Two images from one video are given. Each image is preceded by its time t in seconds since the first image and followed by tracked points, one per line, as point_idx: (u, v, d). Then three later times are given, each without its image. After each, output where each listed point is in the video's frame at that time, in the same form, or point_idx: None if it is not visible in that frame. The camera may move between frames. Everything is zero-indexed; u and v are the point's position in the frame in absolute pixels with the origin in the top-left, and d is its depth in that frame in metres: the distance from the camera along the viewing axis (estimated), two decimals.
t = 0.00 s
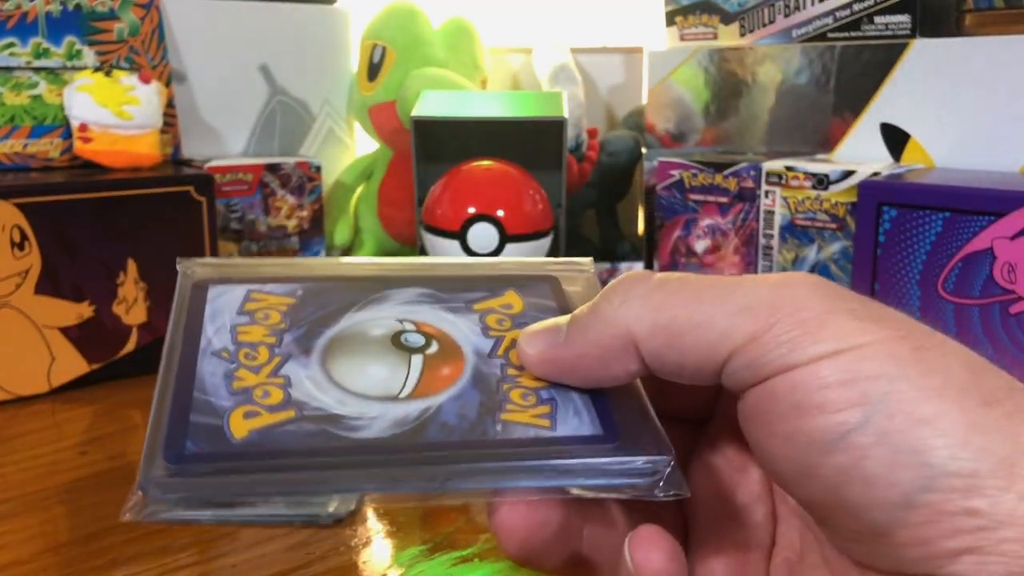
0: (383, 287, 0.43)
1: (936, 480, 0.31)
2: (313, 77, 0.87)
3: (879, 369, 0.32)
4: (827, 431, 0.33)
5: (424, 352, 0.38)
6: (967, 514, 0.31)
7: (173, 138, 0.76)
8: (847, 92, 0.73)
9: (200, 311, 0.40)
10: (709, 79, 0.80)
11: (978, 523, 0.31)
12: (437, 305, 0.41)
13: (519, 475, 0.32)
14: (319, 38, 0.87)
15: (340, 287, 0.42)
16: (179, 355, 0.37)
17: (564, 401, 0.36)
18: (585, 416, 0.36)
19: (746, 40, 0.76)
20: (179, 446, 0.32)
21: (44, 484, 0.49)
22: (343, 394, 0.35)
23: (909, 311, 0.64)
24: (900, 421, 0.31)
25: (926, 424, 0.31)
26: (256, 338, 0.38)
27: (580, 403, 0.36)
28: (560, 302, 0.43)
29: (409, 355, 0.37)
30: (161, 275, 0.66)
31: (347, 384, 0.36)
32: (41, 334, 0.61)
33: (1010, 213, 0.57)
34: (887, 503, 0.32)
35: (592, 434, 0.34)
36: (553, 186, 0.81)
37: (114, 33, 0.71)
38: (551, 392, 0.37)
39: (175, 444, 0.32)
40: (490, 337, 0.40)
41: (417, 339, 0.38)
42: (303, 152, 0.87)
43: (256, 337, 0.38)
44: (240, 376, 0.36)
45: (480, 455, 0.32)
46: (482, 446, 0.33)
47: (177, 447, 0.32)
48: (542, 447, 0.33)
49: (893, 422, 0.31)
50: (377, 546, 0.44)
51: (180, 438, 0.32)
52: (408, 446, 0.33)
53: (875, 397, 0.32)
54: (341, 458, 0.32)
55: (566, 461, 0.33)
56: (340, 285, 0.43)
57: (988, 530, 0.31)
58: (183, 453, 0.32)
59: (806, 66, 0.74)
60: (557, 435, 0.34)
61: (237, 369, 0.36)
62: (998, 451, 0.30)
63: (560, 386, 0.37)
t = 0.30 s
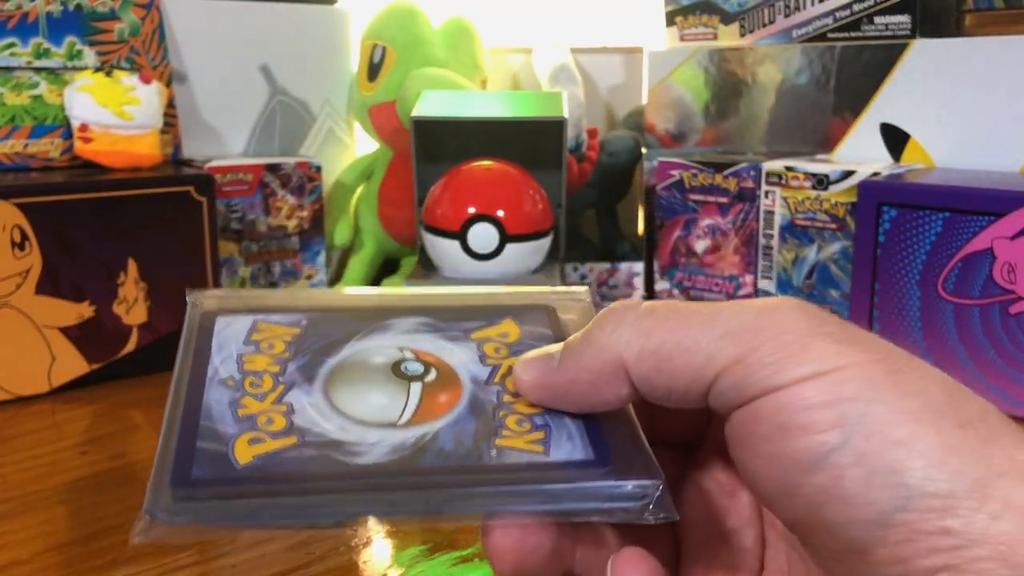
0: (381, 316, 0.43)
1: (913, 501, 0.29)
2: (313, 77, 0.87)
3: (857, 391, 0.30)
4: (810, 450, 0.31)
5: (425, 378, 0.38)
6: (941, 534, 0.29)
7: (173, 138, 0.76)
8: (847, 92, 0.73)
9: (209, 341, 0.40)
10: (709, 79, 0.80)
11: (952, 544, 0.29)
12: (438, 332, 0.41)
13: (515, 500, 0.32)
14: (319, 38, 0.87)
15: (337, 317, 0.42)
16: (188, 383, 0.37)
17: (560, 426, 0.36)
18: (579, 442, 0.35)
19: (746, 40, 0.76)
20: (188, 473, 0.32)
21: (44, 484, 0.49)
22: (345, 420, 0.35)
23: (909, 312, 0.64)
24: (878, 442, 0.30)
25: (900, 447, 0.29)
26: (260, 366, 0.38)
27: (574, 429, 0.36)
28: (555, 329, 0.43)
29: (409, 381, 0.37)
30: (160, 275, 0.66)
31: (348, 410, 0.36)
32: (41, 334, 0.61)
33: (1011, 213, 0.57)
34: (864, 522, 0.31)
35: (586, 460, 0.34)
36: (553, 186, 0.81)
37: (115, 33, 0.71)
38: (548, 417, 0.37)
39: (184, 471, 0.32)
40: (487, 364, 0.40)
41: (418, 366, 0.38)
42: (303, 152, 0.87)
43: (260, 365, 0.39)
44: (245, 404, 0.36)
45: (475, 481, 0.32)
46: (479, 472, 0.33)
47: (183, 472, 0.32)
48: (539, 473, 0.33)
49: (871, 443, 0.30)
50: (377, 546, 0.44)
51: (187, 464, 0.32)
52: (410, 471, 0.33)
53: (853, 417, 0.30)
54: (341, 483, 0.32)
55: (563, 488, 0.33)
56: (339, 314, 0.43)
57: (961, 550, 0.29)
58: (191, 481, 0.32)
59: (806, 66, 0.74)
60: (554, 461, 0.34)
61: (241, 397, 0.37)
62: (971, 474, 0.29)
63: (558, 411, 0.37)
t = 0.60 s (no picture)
0: (395, 366, 0.42)
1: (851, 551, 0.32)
2: (314, 79, 0.88)
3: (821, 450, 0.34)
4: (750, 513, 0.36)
5: (409, 436, 0.37)
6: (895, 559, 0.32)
7: (175, 139, 0.76)
8: (845, 94, 0.73)
9: (215, 370, 0.42)
10: (707, 81, 0.81)
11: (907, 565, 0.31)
12: (452, 383, 0.41)
13: None
14: (320, 39, 0.88)
15: (351, 367, 0.41)
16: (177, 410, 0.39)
17: (485, 501, 0.35)
18: (478, 528, 0.34)
19: (745, 42, 0.77)
20: (135, 505, 0.35)
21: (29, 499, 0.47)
22: (300, 475, 0.35)
23: (907, 313, 0.64)
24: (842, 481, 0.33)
25: (824, 513, 0.33)
26: (244, 409, 0.39)
27: (488, 505, 0.35)
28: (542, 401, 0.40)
29: (393, 436, 0.37)
30: (161, 274, 0.66)
31: (309, 461, 0.36)
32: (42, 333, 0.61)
33: (1008, 214, 0.58)
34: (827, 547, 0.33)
35: (467, 555, 0.33)
36: (552, 186, 0.81)
37: (117, 35, 0.72)
38: (478, 485, 0.36)
39: (131, 503, 0.35)
40: (483, 414, 0.40)
41: (415, 425, 0.38)
42: (304, 153, 0.88)
43: (245, 408, 0.39)
44: (212, 445, 0.37)
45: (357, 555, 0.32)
46: (360, 549, 0.32)
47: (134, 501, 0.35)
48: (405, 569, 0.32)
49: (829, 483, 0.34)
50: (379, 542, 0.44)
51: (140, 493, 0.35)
52: (322, 538, 0.33)
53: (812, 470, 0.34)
54: (239, 562, 0.32)
55: None
56: (354, 360, 0.42)
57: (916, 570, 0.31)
58: (141, 511, 0.34)
59: (804, 67, 0.75)
60: (433, 548, 0.33)
61: (212, 436, 0.38)
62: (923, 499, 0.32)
63: (499, 480, 0.37)
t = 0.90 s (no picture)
0: (365, 336, 0.44)
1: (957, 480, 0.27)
2: (313, 79, 0.88)
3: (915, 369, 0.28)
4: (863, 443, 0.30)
5: (371, 390, 0.39)
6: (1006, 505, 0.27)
7: (175, 138, 0.76)
8: (846, 93, 0.73)
9: (197, 354, 0.44)
10: (707, 80, 0.80)
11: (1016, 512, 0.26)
12: (419, 346, 0.43)
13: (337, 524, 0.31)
14: (320, 39, 0.88)
15: (326, 337, 0.44)
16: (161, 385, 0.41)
17: (438, 437, 0.35)
18: (427, 458, 0.34)
19: (745, 42, 0.77)
20: (99, 466, 0.35)
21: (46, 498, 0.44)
22: (263, 431, 0.36)
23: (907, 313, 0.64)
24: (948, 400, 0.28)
25: (944, 429, 0.27)
26: (221, 380, 0.41)
27: (440, 441, 0.35)
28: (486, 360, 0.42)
29: (355, 392, 0.39)
30: (160, 274, 0.66)
31: (272, 419, 0.37)
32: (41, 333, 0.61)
33: (1008, 214, 0.58)
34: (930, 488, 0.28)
35: (415, 479, 0.33)
36: (552, 186, 0.81)
37: (117, 35, 0.72)
38: (433, 425, 0.36)
39: (92, 463, 0.35)
40: (448, 368, 0.41)
41: (378, 380, 0.39)
42: (304, 153, 0.88)
43: (222, 380, 0.41)
44: (183, 413, 0.39)
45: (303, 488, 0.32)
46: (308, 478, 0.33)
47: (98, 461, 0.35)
48: (349, 495, 0.31)
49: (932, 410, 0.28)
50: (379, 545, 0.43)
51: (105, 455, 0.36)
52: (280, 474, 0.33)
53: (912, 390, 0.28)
54: (189, 495, 0.32)
55: (363, 507, 0.31)
56: (331, 334, 0.45)
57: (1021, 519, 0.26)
58: (102, 468, 0.35)
59: (804, 67, 0.75)
60: (381, 476, 0.33)
61: (187, 407, 0.39)
62: None
63: (455, 418, 0.37)
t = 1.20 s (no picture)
0: (295, 338, 0.46)
1: None
2: (313, 79, 0.88)
3: None
4: None
5: (285, 399, 0.41)
6: None
7: (175, 138, 0.76)
8: (846, 94, 0.73)
9: (140, 328, 0.46)
10: (707, 80, 0.80)
11: None
12: (343, 357, 0.45)
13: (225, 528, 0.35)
14: (320, 39, 0.88)
15: (253, 329, 0.46)
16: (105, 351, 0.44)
17: (331, 456, 0.39)
18: (318, 478, 0.37)
19: (745, 42, 0.77)
20: (31, 439, 0.38)
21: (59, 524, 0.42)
22: (179, 423, 0.39)
23: (907, 313, 0.64)
24: None
25: None
26: (155, 364, 0.43)
27: (331, 463, 0.38)
28: (398, 379, 0.45)
29: (271, 397, 0.41)
30: (160, 274, 0.66)
31: (189, 412, 0.40)
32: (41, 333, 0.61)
33: (1007, 214, 0.58)
34: None
35: (299, 500, 0.36)
36: (552, 186, 0.81)
37: (117, 35, 0.72)
38: (332, 444, 0.39)
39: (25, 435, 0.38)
40: (360, 384, 0.44)
41: (293, 390, 0.42)
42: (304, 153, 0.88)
43: (156, 364, 0.43)
44: (115, 394, 0.41)
45: (201, 495, 0.36)
46: (206, 487, 0.36)
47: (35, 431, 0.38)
48: (239, 509, 0.35)
49: None
50: (378, 544, 0.44)
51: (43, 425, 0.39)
52: (185, 477, 0.36)
53: None
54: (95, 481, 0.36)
55: (247, 521, 0.35)
56: (260, 329, 0.46)
57: None
58: (34, 442, 0.38)
59: (804, 67, 0.75)
60: (272, 493, 0.36)
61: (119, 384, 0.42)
62: None
63: (351, 439, 0.40)
